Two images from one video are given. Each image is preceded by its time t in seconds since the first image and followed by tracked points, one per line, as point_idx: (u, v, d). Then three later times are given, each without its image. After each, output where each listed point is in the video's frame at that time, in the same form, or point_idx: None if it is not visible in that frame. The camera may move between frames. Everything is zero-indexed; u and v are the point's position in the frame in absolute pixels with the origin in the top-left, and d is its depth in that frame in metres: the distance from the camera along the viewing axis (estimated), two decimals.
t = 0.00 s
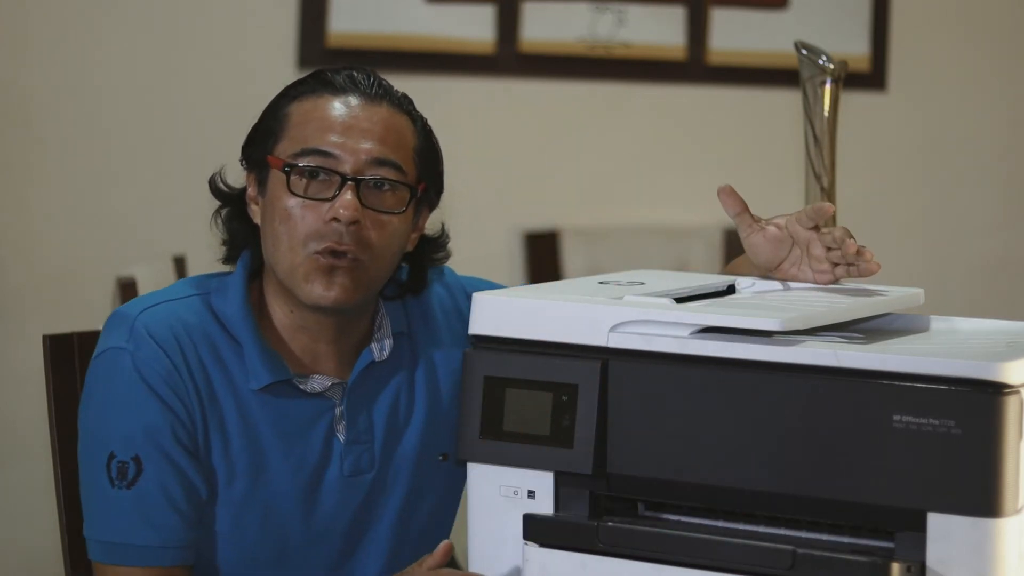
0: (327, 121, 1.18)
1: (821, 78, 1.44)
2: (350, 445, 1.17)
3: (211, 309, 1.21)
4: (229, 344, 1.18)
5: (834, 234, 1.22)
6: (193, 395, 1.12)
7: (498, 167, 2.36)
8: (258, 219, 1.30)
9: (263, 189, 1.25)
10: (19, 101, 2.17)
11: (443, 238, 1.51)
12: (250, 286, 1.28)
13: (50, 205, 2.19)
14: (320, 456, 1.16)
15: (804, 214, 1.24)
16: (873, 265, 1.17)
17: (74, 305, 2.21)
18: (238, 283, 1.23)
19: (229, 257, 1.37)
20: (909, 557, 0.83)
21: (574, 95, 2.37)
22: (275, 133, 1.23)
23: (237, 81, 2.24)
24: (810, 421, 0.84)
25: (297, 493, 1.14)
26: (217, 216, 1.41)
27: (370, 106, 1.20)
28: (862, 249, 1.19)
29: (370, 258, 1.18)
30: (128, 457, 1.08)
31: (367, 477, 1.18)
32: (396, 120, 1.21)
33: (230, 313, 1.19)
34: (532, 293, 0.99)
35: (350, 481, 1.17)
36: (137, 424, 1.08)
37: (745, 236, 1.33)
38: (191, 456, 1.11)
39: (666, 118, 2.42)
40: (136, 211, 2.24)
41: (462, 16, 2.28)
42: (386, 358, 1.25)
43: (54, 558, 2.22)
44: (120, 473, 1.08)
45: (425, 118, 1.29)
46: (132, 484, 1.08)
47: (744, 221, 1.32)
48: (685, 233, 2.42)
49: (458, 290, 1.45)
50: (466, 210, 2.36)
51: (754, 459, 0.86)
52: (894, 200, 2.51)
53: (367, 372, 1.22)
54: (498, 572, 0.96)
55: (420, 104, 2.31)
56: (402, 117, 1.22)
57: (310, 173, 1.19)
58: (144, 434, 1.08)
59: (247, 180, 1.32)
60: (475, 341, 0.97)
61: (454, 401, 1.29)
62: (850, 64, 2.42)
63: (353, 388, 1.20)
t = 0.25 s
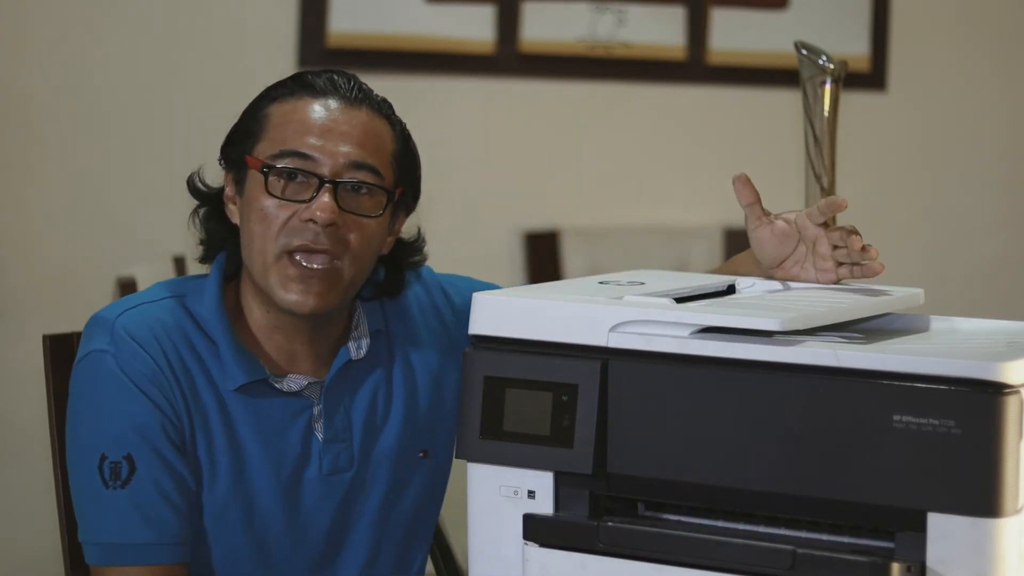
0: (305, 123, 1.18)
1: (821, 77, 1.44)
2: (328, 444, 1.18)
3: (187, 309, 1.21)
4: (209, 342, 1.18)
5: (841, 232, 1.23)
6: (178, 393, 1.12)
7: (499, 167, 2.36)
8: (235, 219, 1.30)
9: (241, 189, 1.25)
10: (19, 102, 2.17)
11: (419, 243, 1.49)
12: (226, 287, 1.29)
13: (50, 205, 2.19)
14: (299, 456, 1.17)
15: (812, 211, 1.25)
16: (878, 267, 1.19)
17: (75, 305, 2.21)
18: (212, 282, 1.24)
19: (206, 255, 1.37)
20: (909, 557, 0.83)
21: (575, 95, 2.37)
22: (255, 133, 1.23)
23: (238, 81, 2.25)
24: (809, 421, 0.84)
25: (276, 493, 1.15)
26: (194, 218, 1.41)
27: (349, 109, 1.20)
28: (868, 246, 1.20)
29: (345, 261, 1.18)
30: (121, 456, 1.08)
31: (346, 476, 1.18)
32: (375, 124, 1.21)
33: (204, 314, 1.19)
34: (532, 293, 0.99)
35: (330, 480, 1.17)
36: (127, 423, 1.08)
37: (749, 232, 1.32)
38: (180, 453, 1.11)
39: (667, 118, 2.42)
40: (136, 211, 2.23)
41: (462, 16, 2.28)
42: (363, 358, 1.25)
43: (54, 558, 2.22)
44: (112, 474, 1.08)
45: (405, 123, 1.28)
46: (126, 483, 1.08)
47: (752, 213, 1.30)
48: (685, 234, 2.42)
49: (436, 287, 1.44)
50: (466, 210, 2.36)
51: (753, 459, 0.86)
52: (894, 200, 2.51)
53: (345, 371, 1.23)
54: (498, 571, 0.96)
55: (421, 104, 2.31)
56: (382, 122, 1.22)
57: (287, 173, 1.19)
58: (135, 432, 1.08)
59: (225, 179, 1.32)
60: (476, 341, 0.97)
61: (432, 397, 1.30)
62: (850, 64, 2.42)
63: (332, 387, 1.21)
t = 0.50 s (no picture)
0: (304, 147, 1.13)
1: (821, 77, 1.44)
2: (322, 438, 1.18)
3: (173, 310, 1.21)
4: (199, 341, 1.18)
5: (840, 232, 1.23)
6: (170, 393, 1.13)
7: (499, 167, 2.37)
8: (221, 231, 1.25)
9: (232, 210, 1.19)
10: (18, 102, 2.17)
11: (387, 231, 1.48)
12: (211, 291, 1.28)
13: (50, 205, 2.19)
14: (293, 451, 1.17)
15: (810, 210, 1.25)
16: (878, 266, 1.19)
17: (75, 304, 2.21)
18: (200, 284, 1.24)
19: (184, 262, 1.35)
20: (909, 557, 0.83)
21: (575, 95, 2.37)
22: (243, 152, 1.16)
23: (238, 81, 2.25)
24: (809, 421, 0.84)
25: (274, 489, 1.15)
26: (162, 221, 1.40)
27: (341, 122, 1.16)
28: (867, 246, 1.20)
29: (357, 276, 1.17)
30: (117, 457, 1.08)
31: (341, 470, 1.19)
32: (363, 131, 1.18)
33: (192, 314, 1.19)
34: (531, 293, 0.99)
35: (326, 475, 1.18)
36: (121, 424, 1.08)
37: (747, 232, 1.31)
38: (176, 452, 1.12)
39: (667, 118, 2.42)
40: (136, 211, 2.23)
41: (462, 16, 2.28)
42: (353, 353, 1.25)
43: (54, 558, 2.22)
44: (110, 475, 1.08)
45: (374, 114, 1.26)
46: (123, 485, 1.08)
47: (750, 212, 1.29)
48: (685, 234, 2.42)
49: (424, 283, 1.43)
50: (467, 210, 2.36)
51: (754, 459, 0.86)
52: (895, 200, 2.51)
53: (337, 365, 1.23)
54: (498, 571, 0.96)
55: (421, 104, 2.31)
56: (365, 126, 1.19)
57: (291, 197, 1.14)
58: (129, 433, 1.08)
59: (199, 191, 1.25)
60: (476, 341, 0.97)
61: (421, 391, 1.30)
62: (850, 64, 2.42)
63: (325, 383, 1.21)
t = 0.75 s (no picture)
0: (303, 175, 1.09)
1: (821, 77, 1.44)
2: (323, 436, 1.18)
3: (171, 312, 1.21)
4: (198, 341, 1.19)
5: (839, 232, 1.23)
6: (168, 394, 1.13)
7: (499, 167, 2.37)
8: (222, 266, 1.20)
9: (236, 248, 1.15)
10: (18, 102, 2.17)
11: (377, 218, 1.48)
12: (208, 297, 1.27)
13: (50, 205, 2.19)
14: (293, 448, 1.17)
15: (810, 210, 1.25)
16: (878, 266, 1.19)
17: (75, 304, 2.22)
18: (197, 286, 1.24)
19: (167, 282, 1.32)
20: (909, 557, 0.83)
21: (574, 95, 2.37)
22: (239, 191, 1.11)
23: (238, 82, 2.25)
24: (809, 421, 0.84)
25: (275, 487, 1.15)
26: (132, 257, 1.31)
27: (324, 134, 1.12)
28: (866, 246, 1.20)
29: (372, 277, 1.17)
30: (116, 459, 1.08)
31: (342, 467, 1.19)
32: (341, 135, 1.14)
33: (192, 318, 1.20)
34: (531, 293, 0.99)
35: (326, 472, 1.18)
36: (120, 425, 1.08)
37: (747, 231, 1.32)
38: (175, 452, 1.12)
39: (667, 118, 2.42)
40: (135, 211, 2.23)
41: (462, 16, 2.28)
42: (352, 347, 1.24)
43: (54, 558, 2.22)
44: (110, 476, 1.08)
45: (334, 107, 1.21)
46: (123, 486, 1.08)
47: (750, 213, 1.30)
48: (685, 234, 2.42)
49: (422, 282, 1.42)
50: (467, 210, 2.36)
51: (754, 459, 0.86)
52: (894, 200, 2.51)
53: (335, 363, 1.23)
54: (498, 571, 0.96)
55: (421, 104, 2.31)
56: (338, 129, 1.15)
57: (300, 228, 1.11)
58: (127, 434, 1.08)
59: (188, 230, 1.19)
60: (476, 341, 0.97)
61: (419, 389, 1.31)
62: (850, 64, 2.42)
63: (324, 380, 1.21)
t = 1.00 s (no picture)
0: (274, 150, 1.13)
1: (820, 78, 1.44)
2: (323, 436, 1.18)
3: (168, 315, 1.21)
4: (196, 343, 1.18)
5: (840, 232, 1.23)
6: (162, 399, 1.13)
7: (499, 167, 2.37)
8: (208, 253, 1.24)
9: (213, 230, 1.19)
10: (18, 102, 2.17)
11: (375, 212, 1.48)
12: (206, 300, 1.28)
13: (50, 205, 2.19)
14: (293, 449, 1.17)
15: (811, 211, 1.25)
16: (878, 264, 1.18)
17: (75, 304, 2.22)
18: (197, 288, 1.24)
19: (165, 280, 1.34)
20: (909, 557, 0.83)
21: (574, 95, 2.37)
22: (213, 170, 1.16)
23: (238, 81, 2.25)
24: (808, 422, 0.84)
25: (275, 489, 1.15)
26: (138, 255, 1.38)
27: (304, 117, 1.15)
28: (868, 246, 1.20)
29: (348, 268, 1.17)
30: (109, 465, 1.08)
31: (343, 467, 1.19)
32: (321, 122, 1.18)
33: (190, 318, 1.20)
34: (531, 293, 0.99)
35: (327, 472, 1.18)
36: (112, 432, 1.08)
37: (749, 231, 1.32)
38: (170, 459, 1.12)
39: (666, 118, 2.42)
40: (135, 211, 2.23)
41: (462, 16, 2.28)
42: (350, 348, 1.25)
43: (54, 558, 2.22)
44: (102, 483, 1.08)
45: (329, 103, 1.26)
46: (116, 493, 1.08)
47: (751, 213, 1.31)
48: (685, 234, 2.42)
49: (423, 280, 1.43)
50: (467, 209, 2.36)
51: (754, 459, 0.86)
52: (894, 200, 2.51)
53: (334, 363, 1.23)
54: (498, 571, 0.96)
55: (421, 103, 2.32)
56: (322, 117, 1.19)
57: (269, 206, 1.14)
58: (120, 440, 1.08)
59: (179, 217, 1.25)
60: (476, 341, 0.97)
61: (420, 387, 1.31)
62: (850, 64, 2.42)
63: (323, 380, 1.21)
